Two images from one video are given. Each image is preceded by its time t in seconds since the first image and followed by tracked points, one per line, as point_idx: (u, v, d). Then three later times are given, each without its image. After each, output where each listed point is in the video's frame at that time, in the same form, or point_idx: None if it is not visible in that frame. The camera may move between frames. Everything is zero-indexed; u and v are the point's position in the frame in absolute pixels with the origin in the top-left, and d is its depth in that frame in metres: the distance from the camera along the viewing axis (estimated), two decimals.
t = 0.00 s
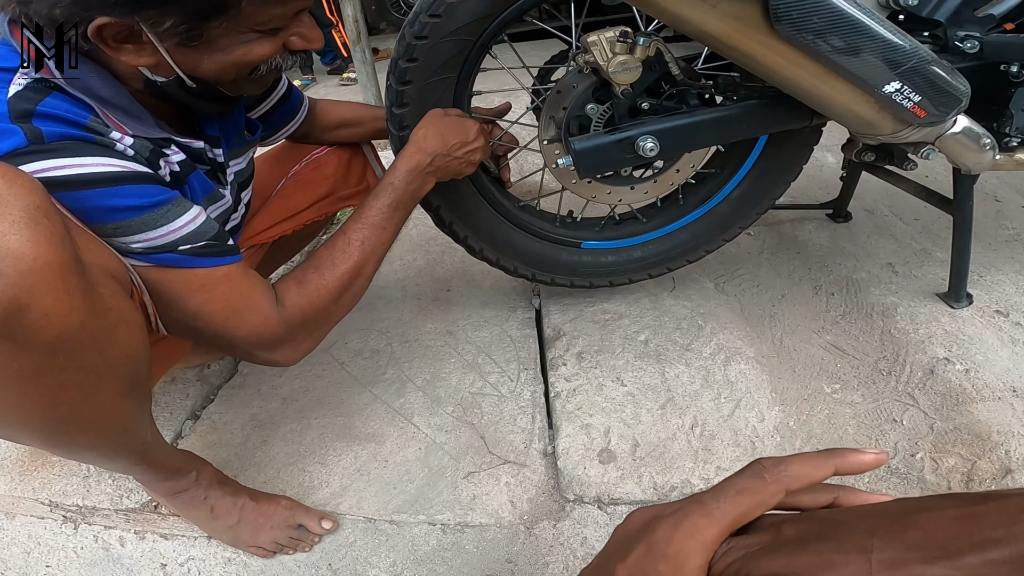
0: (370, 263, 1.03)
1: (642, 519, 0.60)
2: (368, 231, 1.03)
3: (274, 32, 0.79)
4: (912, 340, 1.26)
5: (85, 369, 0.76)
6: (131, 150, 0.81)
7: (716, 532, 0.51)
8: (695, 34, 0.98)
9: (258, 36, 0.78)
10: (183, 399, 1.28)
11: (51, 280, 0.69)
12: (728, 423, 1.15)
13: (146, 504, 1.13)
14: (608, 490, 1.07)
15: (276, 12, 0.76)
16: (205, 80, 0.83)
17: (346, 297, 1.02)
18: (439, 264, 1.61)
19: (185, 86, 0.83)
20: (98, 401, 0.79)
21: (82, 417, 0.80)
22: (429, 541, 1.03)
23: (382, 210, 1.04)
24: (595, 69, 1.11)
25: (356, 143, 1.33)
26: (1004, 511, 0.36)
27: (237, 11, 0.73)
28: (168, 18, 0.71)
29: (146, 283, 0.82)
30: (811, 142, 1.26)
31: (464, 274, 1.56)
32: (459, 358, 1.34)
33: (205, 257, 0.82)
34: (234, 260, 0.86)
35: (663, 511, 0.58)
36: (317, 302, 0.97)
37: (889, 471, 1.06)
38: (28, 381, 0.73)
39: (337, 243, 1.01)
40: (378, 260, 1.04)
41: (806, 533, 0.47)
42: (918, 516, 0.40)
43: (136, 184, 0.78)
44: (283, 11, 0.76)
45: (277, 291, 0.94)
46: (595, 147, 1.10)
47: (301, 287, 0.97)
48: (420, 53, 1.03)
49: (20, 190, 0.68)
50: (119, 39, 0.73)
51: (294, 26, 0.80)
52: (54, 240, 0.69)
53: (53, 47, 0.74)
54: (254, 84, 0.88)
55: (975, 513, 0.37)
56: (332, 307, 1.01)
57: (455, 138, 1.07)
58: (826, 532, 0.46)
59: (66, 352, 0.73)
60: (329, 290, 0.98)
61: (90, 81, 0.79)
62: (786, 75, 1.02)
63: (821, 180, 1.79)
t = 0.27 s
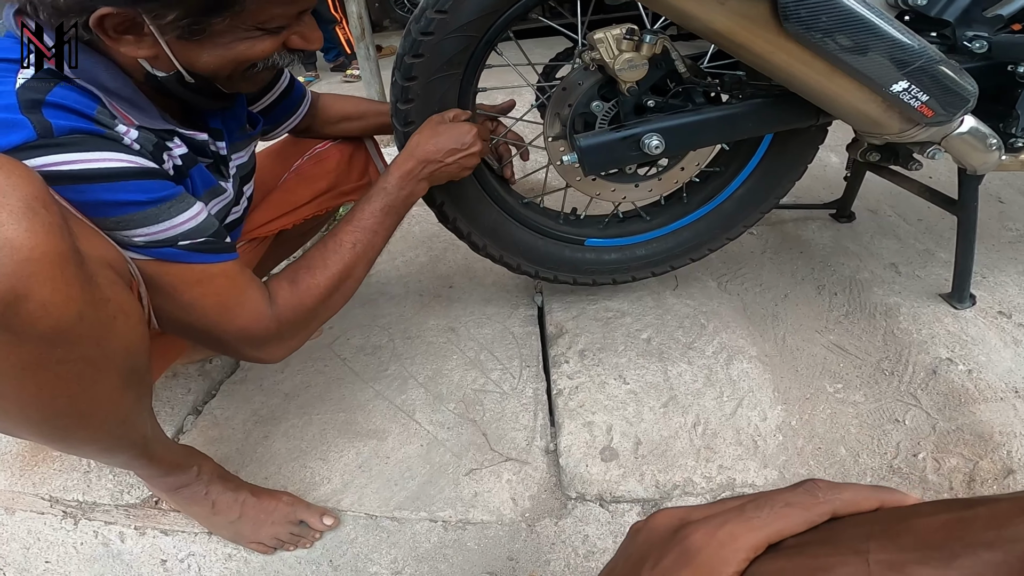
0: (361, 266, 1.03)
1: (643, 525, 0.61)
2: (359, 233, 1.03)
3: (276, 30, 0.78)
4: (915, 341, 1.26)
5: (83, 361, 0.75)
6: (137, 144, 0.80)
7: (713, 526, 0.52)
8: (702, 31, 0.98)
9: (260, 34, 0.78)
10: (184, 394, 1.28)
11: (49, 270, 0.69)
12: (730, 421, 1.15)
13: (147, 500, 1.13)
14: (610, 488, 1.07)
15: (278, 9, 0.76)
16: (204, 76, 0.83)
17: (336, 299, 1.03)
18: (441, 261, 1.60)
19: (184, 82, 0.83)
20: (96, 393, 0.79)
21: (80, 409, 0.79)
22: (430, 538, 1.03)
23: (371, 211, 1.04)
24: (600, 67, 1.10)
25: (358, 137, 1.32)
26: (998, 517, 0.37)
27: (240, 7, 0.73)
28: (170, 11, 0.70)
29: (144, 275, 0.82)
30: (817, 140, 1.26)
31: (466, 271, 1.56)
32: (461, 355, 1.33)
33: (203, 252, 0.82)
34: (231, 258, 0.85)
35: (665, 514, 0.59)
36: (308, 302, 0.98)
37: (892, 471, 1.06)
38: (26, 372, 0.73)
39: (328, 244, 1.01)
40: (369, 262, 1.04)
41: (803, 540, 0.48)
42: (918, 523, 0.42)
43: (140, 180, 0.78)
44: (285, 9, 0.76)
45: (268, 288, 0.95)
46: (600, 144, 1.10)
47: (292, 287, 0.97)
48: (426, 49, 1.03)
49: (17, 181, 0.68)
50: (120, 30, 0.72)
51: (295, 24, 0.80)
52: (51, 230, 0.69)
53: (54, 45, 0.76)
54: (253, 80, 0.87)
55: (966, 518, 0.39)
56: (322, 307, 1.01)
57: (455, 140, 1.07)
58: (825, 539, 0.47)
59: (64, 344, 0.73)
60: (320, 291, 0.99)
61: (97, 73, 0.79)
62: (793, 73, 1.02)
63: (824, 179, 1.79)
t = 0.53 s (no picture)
0: (359, 280, 1.02)
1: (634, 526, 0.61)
2: (360, 248, 1.02)
3: (262, 31, 0.78)
4: (907, 339, 1.27)
5: (51, 364, 0.75)
6: (120, 144, 0.80)
7: (703, 523, 0.52)
8: (692, 32, 0.98)
9: (246, 36, 0.78)
10: (178, 397, 1.28)
11: (12, 274, 0.69)
12: (724, 421, 1.16)
13: (141, 503, 1.13)
14: (605, 488, 1.07)
15: (262, 13, 0.75)
16: (188, 78, 0.82)
17: (329, 311, 1.02)
18: (435, 263, 1.60)
19: (170, 86, 0.83)
20: (71, 396, 0.79)
21: (55, 413, 0.79)
22: (426, 540, 1.03)
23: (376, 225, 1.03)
24: (592, 68, 1.11)
25: (352, 141, 1.31)
26: (982, 514, 0.37)
27: (222, 9, 0.72)
28: (150, 15, 0.70)
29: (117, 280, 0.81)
30: (808, 140, 1.27)
31: (461, 273, 1.56)
32: (456, 356, 1.34)
33: (182, 258, 0.82)
34: (214, 263, 0.85)
35: (656, 514, 0.59)
36: (299, 313, 0.97)
37: (884, 468, 1.07)
38: None
39: (328, 255, 1.00)
40: (367, 276, 1.04)
41: (792, 540, 0.48)
42: (904, 521, 0.42)
43: (121, 183, 0.77)
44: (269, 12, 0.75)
45: (258, 298, 0.94)
46: (593, 145, 1.10)
47: (285, 296, 0.96)
48: (418, 51, 1.03)
49: None
50: (100, 34, 0.73)
51: (282, 26, 0.80)
52: (13, 234, 0.69)
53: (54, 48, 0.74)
54: (238, 82, 0.87)
55: (951, 516, 0.39)
56: (316, 318, 1.01)
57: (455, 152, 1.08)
58: (811, 537, 0.47)
59: (30, 348, 0.73)
60: (314, 302, 0.98)
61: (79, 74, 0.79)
62: (782, 74, 1.02)
63: (816, 179, 1.80)
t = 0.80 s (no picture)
0: (363, 292, 1.03)
1: (639, 528, 0.61)
2: (367, 260, 1.03)
3: (265, 19, 0.79)
4: (909, 343, 1.27)
5: (81, 364, 0.76)
6: (144, 138, 0.82)
7: (709, 526, 0.53)
8: (695, 36, 0.99)
9: (250, 23, 0.79)
10: (182, 399, 1.29)
11: (44, 274, 0.69)
12: (727, 424, 1.16)
13: (145, 503, 1.14)
14: (607, 491, 1.07)
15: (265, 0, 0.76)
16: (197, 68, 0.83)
17: (331, 320, 1.02)
18: (438, 265, 1.61)
19: (179, 75, 0.83)
20: (95, 396, 0.80)
21: (80, 413, 0.80)
22: (429, 541, 1.04)
23: (385, 236, 1.04)
24: (595, 72, 1.11)
25: (359, 145, 1.33)
26: (987, 516, 0.38)
27: None
28: (155, 2, 0.71)
29: (136, 278, 0.82)
30: (811, 143, 1.27)
31: (464, 276, 1.57)
32: (459, 358, 1.34)
33: (196, 259, 0.83)
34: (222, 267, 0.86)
35: (661, 517, 0.60)
36: (303, 321, 0.98)
37: (886, 471, 1.07)
38: (24, 378, 0.73)
39: (335, 267, 1.01)
40: (372, 289, 1.04)
41: (796, 542, 0.49)
42: (909, 523, 0.43)
43: (142, 181, 0.79)
44: None
45: (262, 304, 0.94)
46: (596, 149, 1.11)
47: (288, 303, 0.97)
48: (422, 56, 1.04)
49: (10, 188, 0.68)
50: (109, 23, 0.74)
51: (285, 13, 0.81)
52: (44, 235, 0.69)
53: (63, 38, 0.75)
54: (244, 72, 0.88)
55: (955, 517, 0.40)
56: (317, 327, 1.01)
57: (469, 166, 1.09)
58: (816, 538, 0.48)
59: (61, 348, 0.73)
60: (317, 312, 0.99)
61: (99, 68, 0.79)
62: (785, 78, 1.03)
63: (818, 183, 1.80)
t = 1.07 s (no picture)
0: (372, 254, 1.03)
1: (639, 530, 0.62)
2: (372, 225, 1.03)
3: (284, 29, 0.80)
4: (913, 348, 1.27)
5: (102, 356, 0.77)
6: (156, 136, 0.82)
7: (708, 528, 0.53)
8: (700, 43, 0.99)
9: (270, 33, 0.80)
10: (189, 399, 1.30)
11: (75, 265, 0.71)
12: (730, 428, 1.16)
13: (151, 503, 1.15)
14: (609, 493, 1.08)
15: (284, 10, 0.77)
16: (217, 77, 0.85)
17: (348, 288, 1.02)
18: (444, 269, 1.62)
19: (199, 83, 0.85)
20: (112, 388, 0.80)
21: (98, 403, 0.81)
22: (431, 543, 1.04)
23: (384, 204, 1.05)
24: (602, 77, 1.12)
25: (365, 149, 1.34)
26: (986, 519, 0.38)
27: (245, 7, 0.75)
28: (179, 12, 0.72)
29: (158, 270, 0.83)
30: (815, 148, 1.28)
31: (469, 279, 1.58)
32: (463, 361, 1.35)
33: (218, 245, 0.84)
34: (245, 250, 0.87)
35: (661, 518, 0.60)
36: (320, 289, 0.98)
37: (889, 476, 1.07)
38: (46, 365, 0.74)
39: (342, 237, 1.02)
40: (382, 250, 1.04)
41: (795, 544, 0.49)
42: (907, 525, 0.43)
43: (157, 174, 0.80)
44: (291, 9, 0.78)
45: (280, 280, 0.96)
46: (601, 154, 1.11)
47: (308, 275, 0.98)
48: (429, 62, 1.05)
49: (46, 180, 0.70)
50: (132, 31, 0.74)
51: (302, 23, 0.82)
52: (78, 228, 0.71)
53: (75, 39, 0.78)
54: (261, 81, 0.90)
55: (954, 520, 0.40)
56: (336, 296, 1.01)
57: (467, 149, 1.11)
58: (814, 540, 0.48)
59: (84, 339, 0.75)
60: (332, 277, 0.99)
61: (110, 69, 0.80)
62: (790, 83, 1.03)
63: (823, 188, 1.80)
